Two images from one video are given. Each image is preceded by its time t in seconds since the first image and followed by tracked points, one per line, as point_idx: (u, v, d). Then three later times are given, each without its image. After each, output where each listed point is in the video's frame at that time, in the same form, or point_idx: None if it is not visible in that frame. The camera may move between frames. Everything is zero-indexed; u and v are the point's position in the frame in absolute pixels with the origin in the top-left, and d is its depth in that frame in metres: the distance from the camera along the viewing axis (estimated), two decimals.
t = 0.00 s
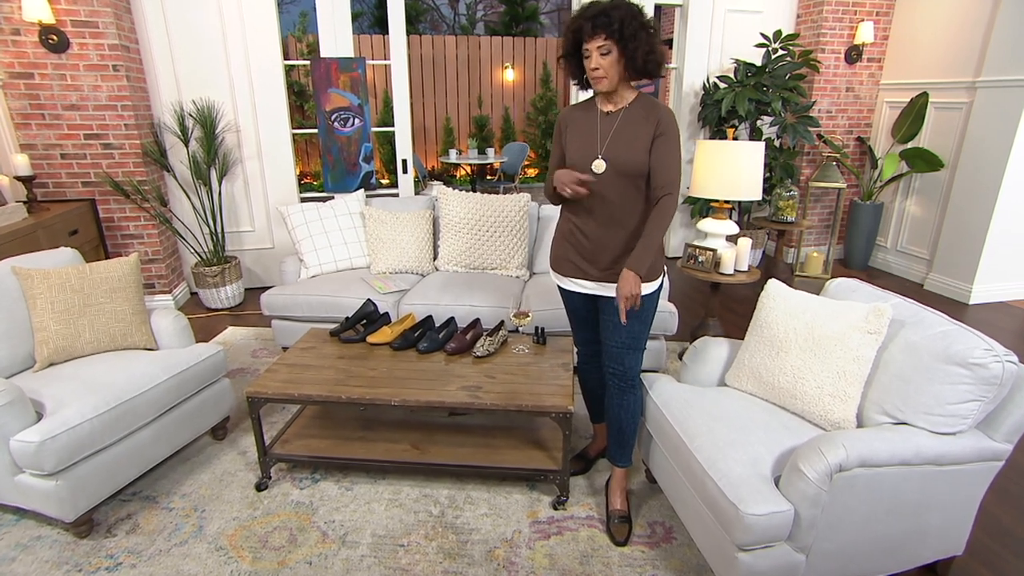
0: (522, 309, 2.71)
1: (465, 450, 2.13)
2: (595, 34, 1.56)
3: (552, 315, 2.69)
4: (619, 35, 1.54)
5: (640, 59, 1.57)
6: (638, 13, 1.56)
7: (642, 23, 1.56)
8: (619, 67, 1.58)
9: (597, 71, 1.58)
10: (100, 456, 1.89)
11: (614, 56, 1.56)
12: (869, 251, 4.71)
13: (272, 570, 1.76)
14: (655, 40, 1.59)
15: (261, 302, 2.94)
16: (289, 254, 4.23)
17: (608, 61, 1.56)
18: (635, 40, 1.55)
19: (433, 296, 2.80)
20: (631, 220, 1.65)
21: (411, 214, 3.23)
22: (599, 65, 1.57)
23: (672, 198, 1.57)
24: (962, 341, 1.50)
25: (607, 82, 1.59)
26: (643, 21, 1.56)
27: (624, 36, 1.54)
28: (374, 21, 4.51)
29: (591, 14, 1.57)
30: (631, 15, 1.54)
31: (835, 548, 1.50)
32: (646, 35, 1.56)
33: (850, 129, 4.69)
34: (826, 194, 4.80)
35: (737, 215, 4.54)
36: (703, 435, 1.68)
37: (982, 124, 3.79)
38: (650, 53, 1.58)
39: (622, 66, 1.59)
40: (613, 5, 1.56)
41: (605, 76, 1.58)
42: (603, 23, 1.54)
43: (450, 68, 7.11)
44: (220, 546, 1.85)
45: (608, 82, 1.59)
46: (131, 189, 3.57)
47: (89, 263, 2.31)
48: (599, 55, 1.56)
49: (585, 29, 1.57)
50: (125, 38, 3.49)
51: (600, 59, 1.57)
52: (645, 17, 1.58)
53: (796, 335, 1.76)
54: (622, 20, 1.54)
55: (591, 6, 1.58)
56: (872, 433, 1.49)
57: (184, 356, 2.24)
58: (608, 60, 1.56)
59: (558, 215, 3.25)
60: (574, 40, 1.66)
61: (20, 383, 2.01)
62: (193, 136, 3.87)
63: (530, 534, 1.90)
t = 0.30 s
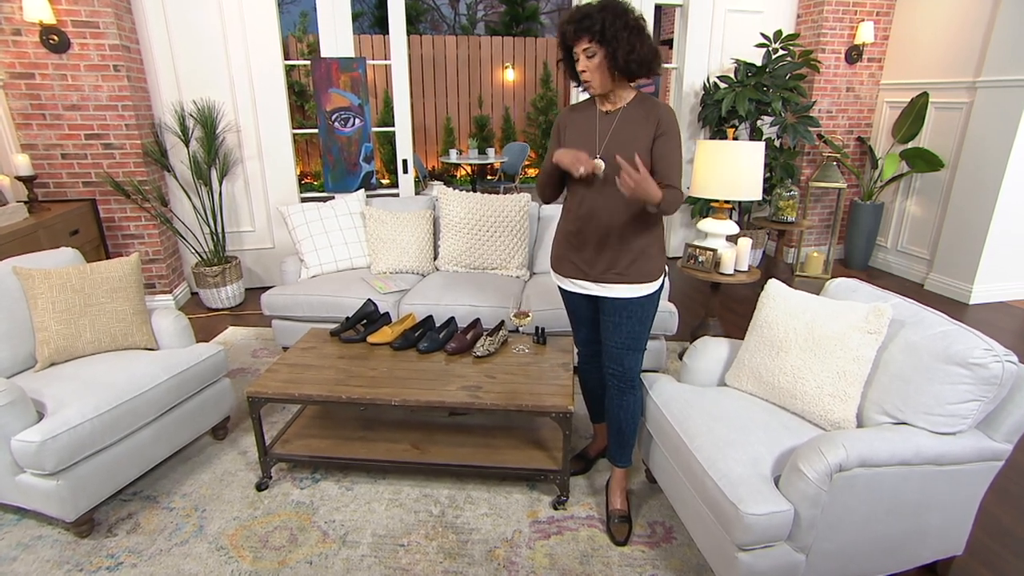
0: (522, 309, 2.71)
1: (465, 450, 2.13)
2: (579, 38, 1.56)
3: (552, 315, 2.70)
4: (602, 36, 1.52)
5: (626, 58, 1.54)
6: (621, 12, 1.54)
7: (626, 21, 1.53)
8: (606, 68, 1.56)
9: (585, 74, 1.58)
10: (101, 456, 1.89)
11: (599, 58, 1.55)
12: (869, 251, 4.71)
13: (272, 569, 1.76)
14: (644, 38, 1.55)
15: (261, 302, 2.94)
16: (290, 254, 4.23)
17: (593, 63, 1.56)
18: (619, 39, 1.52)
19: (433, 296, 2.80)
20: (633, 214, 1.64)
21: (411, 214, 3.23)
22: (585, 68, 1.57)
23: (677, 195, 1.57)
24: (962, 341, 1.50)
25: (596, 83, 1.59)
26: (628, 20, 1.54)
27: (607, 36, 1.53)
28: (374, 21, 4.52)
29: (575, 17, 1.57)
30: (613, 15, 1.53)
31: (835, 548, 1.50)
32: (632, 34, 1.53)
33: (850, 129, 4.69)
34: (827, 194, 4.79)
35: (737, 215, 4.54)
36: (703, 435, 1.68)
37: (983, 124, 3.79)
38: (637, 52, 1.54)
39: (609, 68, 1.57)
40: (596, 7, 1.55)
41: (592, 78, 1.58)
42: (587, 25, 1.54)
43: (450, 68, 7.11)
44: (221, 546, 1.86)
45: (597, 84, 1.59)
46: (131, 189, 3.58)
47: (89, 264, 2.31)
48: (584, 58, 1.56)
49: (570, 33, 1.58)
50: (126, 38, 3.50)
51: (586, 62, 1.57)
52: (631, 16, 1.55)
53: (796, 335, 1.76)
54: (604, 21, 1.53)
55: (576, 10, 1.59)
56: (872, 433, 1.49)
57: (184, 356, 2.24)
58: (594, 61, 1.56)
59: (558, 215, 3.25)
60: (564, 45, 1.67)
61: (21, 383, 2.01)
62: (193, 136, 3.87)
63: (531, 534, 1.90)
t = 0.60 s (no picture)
0: (522, 309, 2.71)
1: (465, 451, 2.13)
2: (580, 33, 1.57)
3: (552, 315, 2.70)
4: (603, 30, 1.54)
5: (627, 52, 1.55)
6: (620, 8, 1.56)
7: (626, 17, 1.56)
8: (607, 62, 1.57)
9: (585, 69, 1.58)
10: (101, 457, 1.89)
11: (600, 52, 1.55)
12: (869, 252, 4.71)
13: (272, 570, 1.76)
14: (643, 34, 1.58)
15: (261, 302, 2.94)
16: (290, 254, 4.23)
17: (594, 57, 1.56)
18: (620, 34, 1.54)
19: (433, 296, 2.80)
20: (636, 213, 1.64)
21: (410, 214, 3.23)
22: (587, 63, 1.56)
23: (682, 194, 1.58)
24: (961, 342, 1.50)
25: (596, 78, 1.59)
26: (628, 16, 1.56)
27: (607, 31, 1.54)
28: (374, 21, 4.54)
29: (572, 14, 1.59)
30: (613, 10, 1.55)
31: (835, 548, 1.50)
32: (632, 29, 1.55)
33: (850, 129, 4.69)
34: (827, 194, 4.80)
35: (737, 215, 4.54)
36: (703, 436, 1.68)
37: (983, 124, 3.79)
38: (637, 48, 1.56)
39: (610, 62, 1.57)
40: (594, 4, 1.57)
41: (593, 73, 1.58)
42: (586, 20, 1.55)
43: (450, 68, 7.11)
44: (221, 546, 1.86)
45: (597, 80, 1.59)
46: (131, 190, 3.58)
47: (89, 264, 2.31)
48: (586, 52, 1.56)
49: (569, 29, 1.59)
50: (126, 39, 3.50)
51: (588, 56, 1.56)
52: (630, 13, 1.58)
53: (796, 336, 1.76)
54: (604, 16, 1.54)
55: (575, 7, 1.61)
56: (872, 434, 1.49)
57: (184, 356, 2.24)
58: (594, 56, 1.56)
59: (558, 215, 3.26)
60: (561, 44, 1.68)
61: (21, 384, 2.01)
62: (193, 137, 3.87)
63: (530, 534, 1.91)
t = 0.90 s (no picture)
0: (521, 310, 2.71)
1: (465, 452, 2.13)
2: (579, 31, 1.57)
3: (552, 317, 2.70)
4: (606, 24, 1.54)
5: (631, 44, 1.55)
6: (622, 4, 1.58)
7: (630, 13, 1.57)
8: (611, 57, 1.56)
9: (586, 67, 1.58)
10: (100, 459, 1.89)
11: (603, 46, 1.55)
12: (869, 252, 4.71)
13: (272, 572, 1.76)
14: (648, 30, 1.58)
15: (261, 304, 2.95)
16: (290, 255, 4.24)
17: (595, 53, 1.56)
18: (624, 27, 1.54)
19: (433, 298, 2.80)
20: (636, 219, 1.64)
21: (410, 215, 3.23)
22: (588, 61, 1.57)
23: (681, 201, 1.56)
24: (960, 344, 1.50)
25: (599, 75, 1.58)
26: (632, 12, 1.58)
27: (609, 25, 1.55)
28: (374, 22, 4.59)
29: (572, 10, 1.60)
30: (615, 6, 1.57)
31: (834, 550, 1.50)
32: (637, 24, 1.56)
33: (849, 130, 4.69)
34: (826, 194, 4.80)
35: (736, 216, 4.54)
36: (702, 438, 1.68)
37: (982, 124, 3.79)
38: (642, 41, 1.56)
39: (614, 58, 1.57)
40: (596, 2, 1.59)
41: (594, 69, 1.57)
42: (586, 17, 1.56)
43: (450, 68, 7.11)
44: (220, 548, 1.86)
45: (600, 77, 1.59)
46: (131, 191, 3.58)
47: (90, 266, 2.31)
48: (587, 50, 1.56)
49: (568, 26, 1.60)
50: (125, 40, 3.50)
51: (588, 55, 1.56)
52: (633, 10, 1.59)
53: (795, 338, 1.76)
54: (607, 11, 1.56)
55: (574, 5, 1.62)
56: (871, 436, 1.49)
57: (183, 358, 2.24)
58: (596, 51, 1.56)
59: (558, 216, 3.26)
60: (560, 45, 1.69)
61: (20, 386, 2.01)
62: (193, 138, 3.87)
63: (530, 536, 1.91)
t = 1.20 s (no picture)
0: (521, 312, 2.71)
1: (464, 454, 2.13)
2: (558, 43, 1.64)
3: (551, 318, 2.70)
4: (566, 42, 1.56)
5: (586, 64, 1.54)
6: (585, 14, 1.52)
7: (592, 24, 1.50)
8: (574, 75, 1.60)
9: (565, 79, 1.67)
10: (100, 461, 1.89)
11: (567, 65, 1.60)
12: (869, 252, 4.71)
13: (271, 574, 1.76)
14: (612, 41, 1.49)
15: (261, 305, 2.95)
16: (289, 256, 4.23)
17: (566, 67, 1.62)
18: (579, 47, 1.53)
19: (433, 299, 2.80)
20: (626, 231, 1.65)
21: (410, 216, 3.23)
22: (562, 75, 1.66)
23: (662, 218, 1.53)
24: (960, 346, 1.50)
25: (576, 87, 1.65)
26: (595, 22, 1.50)
27: (571, 41, 1.55)
28: (373, 23, 4.58)
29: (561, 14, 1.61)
30: (579, 18, 1.53)
31: (834, 552, 1.50)
32: (595, 38, 1.50)
33: (849, 131, 4.69)
34: (826, 195, 4.80)
35: (736, 217, 4.54)
36: (702, 440, 1.68)
37: (982, 124, 3.79)
38: (596, 59, 1.51)
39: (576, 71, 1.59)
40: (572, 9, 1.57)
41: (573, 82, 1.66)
42: (559, 30, 1.59)
43: (450, 68, 7.11)
44: (220, 549, 1.86)
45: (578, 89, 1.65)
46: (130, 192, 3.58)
47: (89, 267, 2.31)
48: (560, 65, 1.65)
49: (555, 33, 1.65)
50: (125, 41, 3.50)
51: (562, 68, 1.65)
52: (601, 16, 1.50)
53: (795, 340, 1.77)
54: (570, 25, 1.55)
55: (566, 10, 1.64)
56: (870, 438, 1.49)
57: (184, 359, 2.25)
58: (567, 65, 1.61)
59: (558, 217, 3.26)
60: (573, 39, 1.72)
61: (19, 388, 2.01)
62: (193, 139, 3.87)
63: (530, 538, 1.91)
